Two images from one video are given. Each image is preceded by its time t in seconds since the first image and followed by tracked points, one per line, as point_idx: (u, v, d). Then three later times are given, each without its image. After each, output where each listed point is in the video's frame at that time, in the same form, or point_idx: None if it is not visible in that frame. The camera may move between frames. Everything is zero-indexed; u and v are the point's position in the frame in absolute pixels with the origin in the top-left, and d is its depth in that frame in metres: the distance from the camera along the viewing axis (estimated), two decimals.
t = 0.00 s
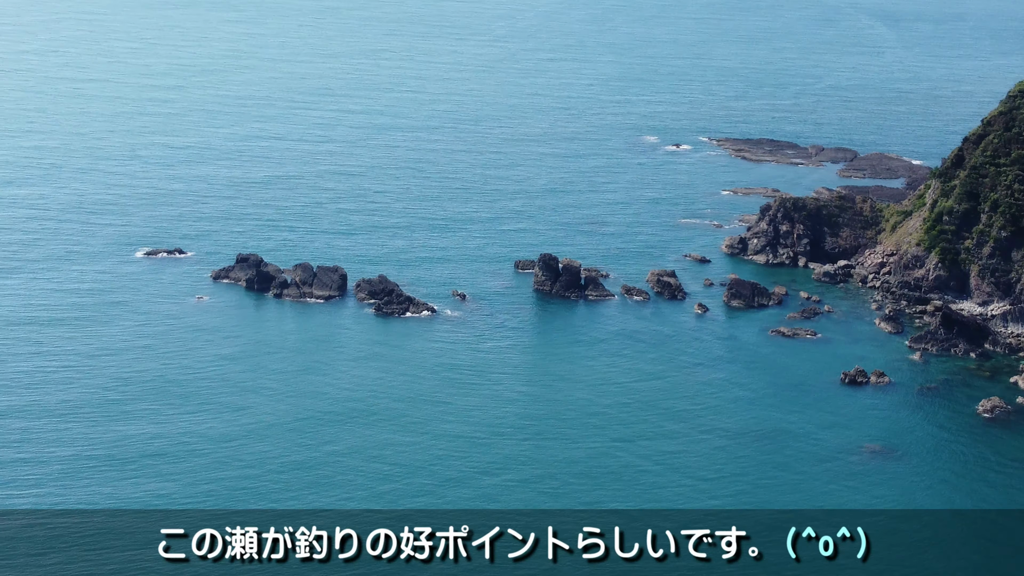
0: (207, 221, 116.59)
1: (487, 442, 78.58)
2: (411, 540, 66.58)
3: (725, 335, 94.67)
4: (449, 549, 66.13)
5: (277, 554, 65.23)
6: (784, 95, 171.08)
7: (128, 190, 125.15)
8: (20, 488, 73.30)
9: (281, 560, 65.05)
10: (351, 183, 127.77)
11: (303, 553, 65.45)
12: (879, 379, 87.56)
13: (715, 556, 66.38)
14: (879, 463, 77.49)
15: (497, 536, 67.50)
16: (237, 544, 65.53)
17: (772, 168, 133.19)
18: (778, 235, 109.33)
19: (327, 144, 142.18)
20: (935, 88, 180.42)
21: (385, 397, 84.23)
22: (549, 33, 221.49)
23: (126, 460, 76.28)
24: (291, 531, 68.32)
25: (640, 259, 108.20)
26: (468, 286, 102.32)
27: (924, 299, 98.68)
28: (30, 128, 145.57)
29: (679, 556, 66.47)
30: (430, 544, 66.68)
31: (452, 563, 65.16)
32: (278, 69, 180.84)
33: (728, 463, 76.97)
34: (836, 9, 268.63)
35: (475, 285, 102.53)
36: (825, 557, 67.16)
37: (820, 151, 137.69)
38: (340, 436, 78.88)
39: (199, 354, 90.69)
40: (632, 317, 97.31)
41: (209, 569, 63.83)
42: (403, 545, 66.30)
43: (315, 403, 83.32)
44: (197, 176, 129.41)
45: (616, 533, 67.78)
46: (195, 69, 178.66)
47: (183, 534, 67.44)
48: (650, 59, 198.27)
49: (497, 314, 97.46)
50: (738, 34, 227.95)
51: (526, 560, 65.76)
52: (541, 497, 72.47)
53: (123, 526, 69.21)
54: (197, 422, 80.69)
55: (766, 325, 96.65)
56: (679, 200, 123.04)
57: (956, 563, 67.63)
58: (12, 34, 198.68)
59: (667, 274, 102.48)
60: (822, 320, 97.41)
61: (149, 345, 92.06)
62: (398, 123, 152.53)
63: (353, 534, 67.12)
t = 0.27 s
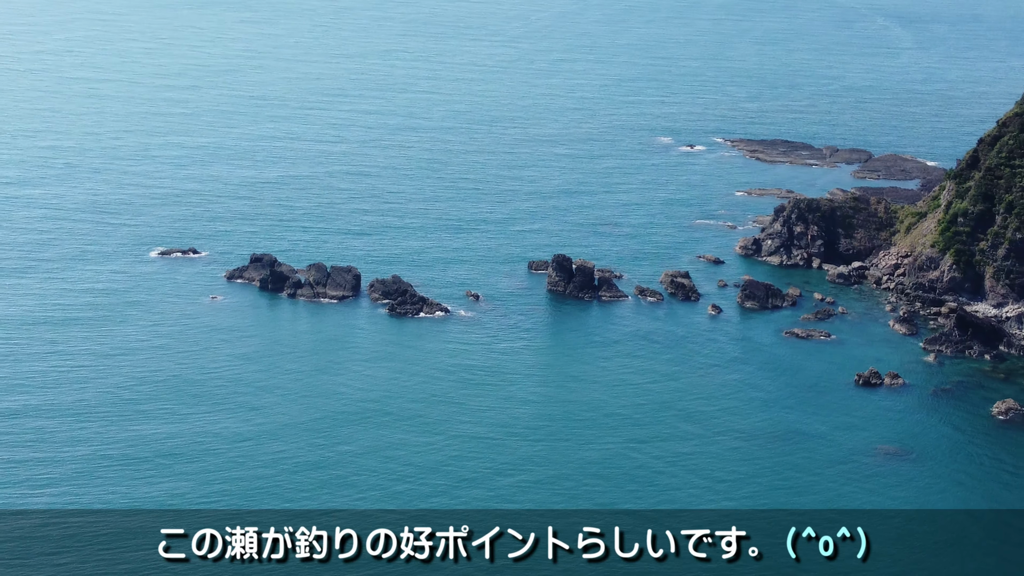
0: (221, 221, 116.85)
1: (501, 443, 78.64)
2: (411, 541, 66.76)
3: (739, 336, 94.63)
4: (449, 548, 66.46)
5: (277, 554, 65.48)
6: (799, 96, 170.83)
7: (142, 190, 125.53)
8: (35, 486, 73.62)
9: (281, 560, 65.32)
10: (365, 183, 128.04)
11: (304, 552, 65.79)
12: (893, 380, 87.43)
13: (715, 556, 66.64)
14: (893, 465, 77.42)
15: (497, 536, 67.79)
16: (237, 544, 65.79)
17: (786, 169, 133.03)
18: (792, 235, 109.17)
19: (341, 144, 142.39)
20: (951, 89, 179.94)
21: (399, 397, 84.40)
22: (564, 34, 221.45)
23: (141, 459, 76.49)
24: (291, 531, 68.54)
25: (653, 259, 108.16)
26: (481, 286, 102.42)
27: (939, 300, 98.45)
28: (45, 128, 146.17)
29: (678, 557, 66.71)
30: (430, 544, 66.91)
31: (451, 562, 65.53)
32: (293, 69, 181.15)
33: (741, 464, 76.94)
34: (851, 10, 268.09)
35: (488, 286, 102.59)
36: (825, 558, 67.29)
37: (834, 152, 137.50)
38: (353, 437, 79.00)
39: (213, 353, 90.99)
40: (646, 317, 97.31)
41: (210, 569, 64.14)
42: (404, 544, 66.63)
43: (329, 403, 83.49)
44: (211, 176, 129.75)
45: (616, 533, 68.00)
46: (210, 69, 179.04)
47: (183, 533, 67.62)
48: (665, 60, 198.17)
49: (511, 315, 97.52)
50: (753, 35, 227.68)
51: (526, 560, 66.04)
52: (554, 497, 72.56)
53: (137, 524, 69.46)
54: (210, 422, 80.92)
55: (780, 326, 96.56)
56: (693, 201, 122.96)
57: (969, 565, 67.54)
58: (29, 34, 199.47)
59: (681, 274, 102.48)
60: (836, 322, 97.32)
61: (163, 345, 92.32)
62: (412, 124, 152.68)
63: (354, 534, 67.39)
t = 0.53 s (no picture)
0: (235, 221, 117.12)
1: (513, 443, 78.69)
2: (411, 541, 66.73)
3: (752, 337, 94.56)
4: (449, 549, 66.46)
5: (277, 554, 65.56)
6: (813, 98, 170.59)
7: (157, 190, 125.90)
8: (49, 484, 73.85)
9: (281, 560, 65.39)
10: (378, 183, 128.24)
11: (304, 553, 65.85)
12: (907, 382, 87.24)
13: (715, 556, 66.66)
14: (907, 467, 77.29)
15: (497, 536, 67.78)
16: (236, 544, 65.83)
17: (800, 170, 132.84)
18: (806, 237, 109.04)
19: (354, 145, 142.58)
20: (966, 90, 179.45)
21: (413, 398, 84.51)
22: (577, 35, 221.35)
23: (153, 458, 76.70)
24: (291, 532, 68.60)
25: (667, 260, 108.11)
26: (494, 287, 102.48)
27: (953, 302, 98.29)
28: (60, 128, 146.74)
29: (679, 557, 66.67)
30: (430, 544, 66.89)
31: (452, 563, 65.52)
32: (307, 69, 181.45)
33: (754, 466, 76.85)
34: (865, 11, 267.52)
35: (501, 286, 102.64)
36: (826, 558, 67.26)
37: (848, 153, 137.27)
38: (365, 437, 79.08)
39: (226, 353, 91.22)
40: (659, 318, 97.28)
41: (210, 569, 64.24)
42: (404, 545, 66.63)
43: (341, 403, 83.61)
44: (224, 177, 130.04)
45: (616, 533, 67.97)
46: (224, 69, 179.40)
47: (183, 534, 67.70)
48: (679, 60, 198.11)
49: (524, 315, 97.57)
50: (767, 36, 227.37)
51: (526, 560, 65.99)
52: (567, 498, 72.58)
53: (150, 523, 69.65)
54: (223, 421, 81.10)
55: (793, 327, 96.44)
56: (707, 202, 122.86)
57: (981, 567, 67.36)
58: (44, 34, 200.26)
59: (695, 275, 102.41)
60: (849, 323, 97.19)
61: (177, 345, 92.57)
62: (425, 124, 152.78)
63: (353, 534, 67.43)
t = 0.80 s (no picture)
0: (249, 222, 117.36)
1: (526, 444, 78.77)
2: (411, 541, 66.93)
3: (766, 339, 94.47)
4: (449, 549, 66.63)
5: (277, 554, 65.77)
6: (827, 99, 170.26)
7: (171, 190, 126.24)
8: (63, 482, 74.16)
9: (281, 560, 65.64)
10: (392, 184, 128.41)
11: (304, 552, 66.08)
12: (921, 384, 87.08)
13: (715, 556, 66.77)
14: (921, 468, 77.17)
15: (497, 536, 67.93)
16: (236, 544, 66.07)
17: (814, 171, 132.67)
18: (820, 238, 108.71)
19: (368, 145, 142.74)
20: (981, 92, 178.90)
21: (426, 398, 84.63)
22: (591, 36, 221.14)
23: (166, 457, 76.94)
24: (291, 532, 68.83)
25: (681, 262, 108.04)
26: (508, 287, 102.53)
27: (967, 304, 97.83)
28: (75, 128, 147.29)
29: (679, 557, 66.79)
30: (430, 544, 67.08)
31: (451, 563, 65.71)
32: (321, 70, 181.67)
33: (767, 467, 76.78)
34: (881, 12, 266.75)
35: (515, 287, 102.68)
36: (826, 558, 67.35)
37: (863, 154, 137.04)
38: (378, 437, 79.22)
39: (241, 353, 91.44)
40: (672, 319, 97.24)
41: (213, 569, 64.45)
42: (404, 545, 66.84)
43: (355, 403, 83.76)
44: (238, 177, 130.31)
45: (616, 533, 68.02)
46: (238, 70, 179.70)
47: (183, 534, 67.95)
48: (693, 61, 198.02)
49: (538, 316, 97.59)
50: (781, 37, 226.92)
51: (526, 560, 66.13)
52: (580, 498, 72.64)
53: (165, 523, 69.93)
54: (236, 421, 81.32)
55: (807, 329, 96.32)
56: (720, 203, 122.74)
57: (992, 568, 67.24)
58: (59, 34, 201.11)
59: (708, 276, 102.34)
60: (863, 325, 97.01)
61: (190, 345, 92.82)
62: (439, 125, 152.87)
63: (354, 534, 67.62)
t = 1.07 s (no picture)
0: (263, 222, 117.58)
1: (540, 444, 78.88)
2: (411, 541, 67.01)
3: (779, 340, 94.42)
4: (448, 549, 66.71)
5: (277, 554, 65.87)
6: (842, 100, 169.92)
7: (185, 190, 126.55)
8: (76, 480, 74.42)
9: (281, 560, 65.72)
10: (405, 184, 128.60)
11: (303, 553, 66.15)
12: (935, 386, 86.97)
13: (715, 556, 66.77)
14: (935, 470, 77.04)
15: (497, 536, 68.01)
16: (236, 544, 66.16)
17: (829, 172, 132.50)
18: (834, 239, 108.58)
19: (382, 146, 142.85)
20: (997, 93, 178.36)
21: (439, 398, 84.71)
22: (605, 37, 220.96)
23: (180, 456, 77.21)
24: (291, 532, 68.92)
25: (694, 262, 108.01)
26: (521, 288, 102.61)
27: (982, 305, 97.64)
28: (90, 128, 147.85)
29: (679, 557, 66.81)
30: (430, 544, 67.16)
31: (451, 562, 65.80)
32: (335, 70, 181.81)
33: (780, 468, 76.78)
34: (896, 13, 266.02)
35: (528, 288, 102.74)
36: (826, 558, 67.39)
37: (877, 155, 136.86)
38: (391, 437, 79.35)
39: (254, 352, 91.64)
40: (685, 320, 97.25)
41: (219, 569, 64.58)
42: (403, 545, 66.92)
43: (368, 403, 83.92)
44: (251, 177, 130.53)
45: (615, 533, 68.03)
46: (252, 71, 179.98)
47: (183, 534, 67.99)
48: (707, 62, 197.96)
49: (551, 317, 97.66)
50: (796, 38, 226.48)
51: (526, 560, 66.20)
52: (591, 499, 72.66)
53: (176, 523, 70.15)
54: (249, 420, 81.54)
55: (821, 330, 96.26)
56: (734, 204, 122.65)
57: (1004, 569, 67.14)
58: (74, 34, 201.83)
59: (722, 277, 102.30)
60: (877, 326, 96.90)
61: (204, 344, 93.09)
62: (453, 126, 152.93)
63: (353, 534, 67.70)
